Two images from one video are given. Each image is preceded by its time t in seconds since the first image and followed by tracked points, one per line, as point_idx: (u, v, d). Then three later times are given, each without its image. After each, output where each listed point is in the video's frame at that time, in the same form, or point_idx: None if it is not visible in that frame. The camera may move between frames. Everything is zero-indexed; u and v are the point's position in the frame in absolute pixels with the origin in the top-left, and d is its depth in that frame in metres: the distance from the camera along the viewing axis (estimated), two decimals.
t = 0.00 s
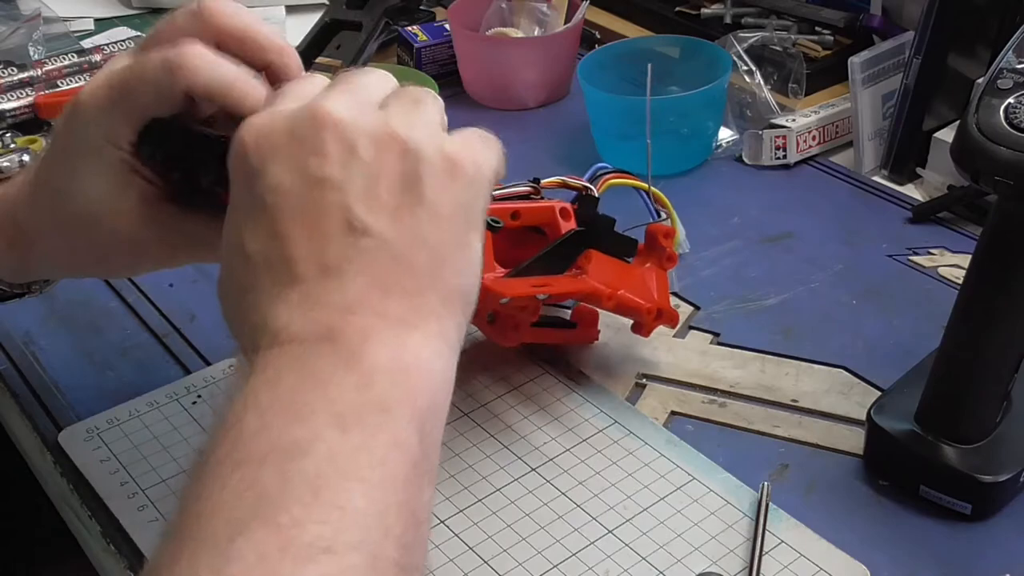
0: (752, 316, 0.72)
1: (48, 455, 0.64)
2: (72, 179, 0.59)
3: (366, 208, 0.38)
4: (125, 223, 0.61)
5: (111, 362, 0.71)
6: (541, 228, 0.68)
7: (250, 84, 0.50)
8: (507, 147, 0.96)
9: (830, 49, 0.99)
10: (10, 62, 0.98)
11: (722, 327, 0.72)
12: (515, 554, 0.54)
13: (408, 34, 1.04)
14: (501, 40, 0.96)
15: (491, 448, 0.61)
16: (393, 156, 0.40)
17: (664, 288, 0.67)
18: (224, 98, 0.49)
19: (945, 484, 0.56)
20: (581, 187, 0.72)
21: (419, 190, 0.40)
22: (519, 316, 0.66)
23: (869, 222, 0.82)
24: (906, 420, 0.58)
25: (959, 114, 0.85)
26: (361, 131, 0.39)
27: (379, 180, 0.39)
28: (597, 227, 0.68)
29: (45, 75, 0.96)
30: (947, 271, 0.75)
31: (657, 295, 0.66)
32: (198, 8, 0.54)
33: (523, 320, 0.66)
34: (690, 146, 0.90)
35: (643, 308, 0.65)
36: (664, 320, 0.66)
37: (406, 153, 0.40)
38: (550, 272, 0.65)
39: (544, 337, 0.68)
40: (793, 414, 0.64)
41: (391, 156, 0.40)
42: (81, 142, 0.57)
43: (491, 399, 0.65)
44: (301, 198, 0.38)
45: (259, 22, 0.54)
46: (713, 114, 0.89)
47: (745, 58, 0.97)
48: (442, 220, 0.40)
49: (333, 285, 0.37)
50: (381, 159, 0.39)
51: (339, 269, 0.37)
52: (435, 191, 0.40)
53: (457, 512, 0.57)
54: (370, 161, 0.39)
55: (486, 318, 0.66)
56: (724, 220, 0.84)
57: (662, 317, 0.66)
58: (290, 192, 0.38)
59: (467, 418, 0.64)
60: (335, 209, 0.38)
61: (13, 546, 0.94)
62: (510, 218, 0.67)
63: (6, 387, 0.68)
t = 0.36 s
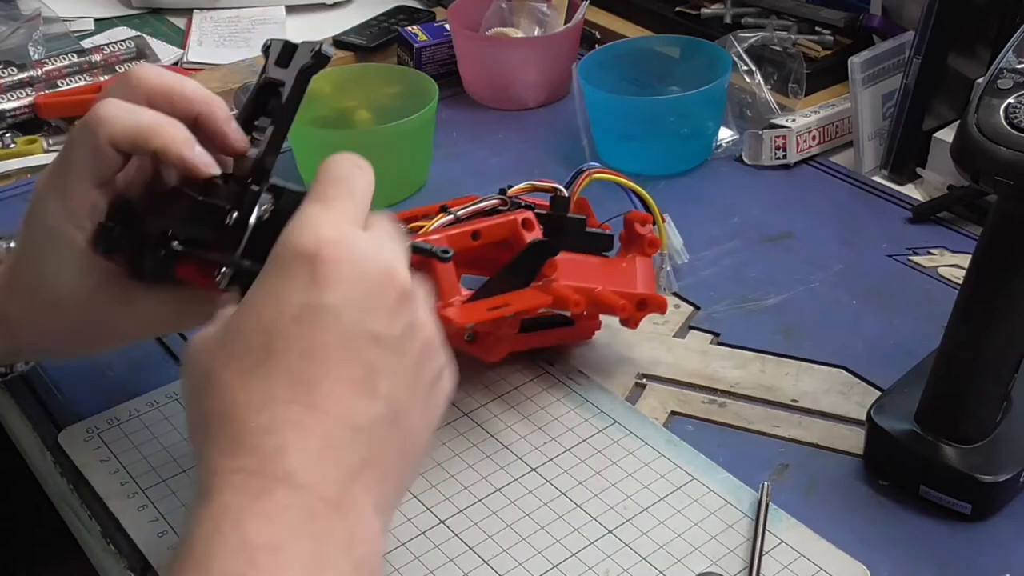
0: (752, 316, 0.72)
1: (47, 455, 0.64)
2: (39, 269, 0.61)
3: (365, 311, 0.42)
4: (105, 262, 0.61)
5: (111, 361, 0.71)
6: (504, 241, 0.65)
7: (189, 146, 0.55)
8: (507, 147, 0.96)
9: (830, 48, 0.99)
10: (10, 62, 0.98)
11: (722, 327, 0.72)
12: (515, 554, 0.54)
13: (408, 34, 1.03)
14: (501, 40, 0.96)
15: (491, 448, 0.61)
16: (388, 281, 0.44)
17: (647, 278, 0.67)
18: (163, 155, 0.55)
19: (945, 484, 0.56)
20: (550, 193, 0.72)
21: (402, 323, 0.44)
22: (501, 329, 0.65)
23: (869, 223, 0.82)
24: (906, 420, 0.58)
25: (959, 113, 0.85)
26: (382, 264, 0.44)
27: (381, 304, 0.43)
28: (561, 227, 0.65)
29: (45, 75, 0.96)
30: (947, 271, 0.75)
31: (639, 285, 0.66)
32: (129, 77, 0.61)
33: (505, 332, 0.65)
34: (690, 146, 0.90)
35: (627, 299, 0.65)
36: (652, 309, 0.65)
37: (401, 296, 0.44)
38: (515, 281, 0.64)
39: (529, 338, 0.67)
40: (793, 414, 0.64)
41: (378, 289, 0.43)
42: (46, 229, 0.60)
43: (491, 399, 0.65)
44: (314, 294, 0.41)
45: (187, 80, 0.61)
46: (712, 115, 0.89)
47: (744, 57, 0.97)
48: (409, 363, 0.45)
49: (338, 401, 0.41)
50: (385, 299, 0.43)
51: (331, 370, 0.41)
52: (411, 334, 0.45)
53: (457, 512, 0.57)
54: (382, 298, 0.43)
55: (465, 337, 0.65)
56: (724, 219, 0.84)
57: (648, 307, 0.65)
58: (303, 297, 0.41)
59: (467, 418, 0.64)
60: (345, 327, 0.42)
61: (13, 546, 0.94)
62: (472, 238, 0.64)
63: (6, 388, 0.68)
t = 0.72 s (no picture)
0: (752, 316, 0.72)
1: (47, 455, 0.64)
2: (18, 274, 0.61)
3: (300, 358, 0.44)
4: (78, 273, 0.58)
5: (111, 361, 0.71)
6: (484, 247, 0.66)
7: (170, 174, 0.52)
8: (507, 147, 0.96)
9: (831, 48, 0.98)
10: (10, 62, 0.98)
11: (722, 327, 0.71)
12: (514, 554, 0.54)
13: (408, 34, 1.03)
14: (501, 40, 0.96)
15: (491, 448, 0.61)
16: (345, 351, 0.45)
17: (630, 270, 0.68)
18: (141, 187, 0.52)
19: (945, 484, 0.56)
20: (530, 189, 0.73)
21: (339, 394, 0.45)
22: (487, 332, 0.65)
23: (869, 222, 0.82)
24: (906, 420, 0.58)
25: (959, 114, 0.85)
26: (350, 331, 0.45)
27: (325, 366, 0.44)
28: (540, 228, 0.67)
29: (45, 75, 0.96)
30: (947, 271, 0.75)
31: (622, 279, 0.67)
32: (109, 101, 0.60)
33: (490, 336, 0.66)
34: (690, 146, 0.90)
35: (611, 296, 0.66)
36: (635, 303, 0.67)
37: (351, 370, 0.45)
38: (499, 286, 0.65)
39: (512, 338, 0.67)
40: (793, 414, 0.64)
41: (326, 343, 0.44)
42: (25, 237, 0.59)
43: (492, 399, 0.65)
44: (260, 323, 0.43)
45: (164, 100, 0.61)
46: (712, 115, 0.89)
47: (744, 57, 0.97)
48: (327, 429, 0.45)
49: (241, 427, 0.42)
50: (330, 363, 0.44)
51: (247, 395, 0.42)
52: (342, 409, 0.45)
53: (457, 512, 0.57)
54: (320, 356, 0.44)
55: (450, 344, 0.65)
56: (723, 219, 0.84)
57: (632, 301, 0.67)
58: (250, 325, 0.43)
59: (467, 418, 0.64)
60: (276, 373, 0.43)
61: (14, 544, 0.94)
62: (450, 249, 0.64)
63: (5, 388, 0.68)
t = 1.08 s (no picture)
0: (752, 316, 0.72)
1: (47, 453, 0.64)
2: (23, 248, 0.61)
3: (253, 353, 0.44)
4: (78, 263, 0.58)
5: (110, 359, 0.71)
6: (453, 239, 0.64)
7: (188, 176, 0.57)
8: (507, 148, 0.96)
9: (831, 48, 0.98)
10: (10, 62, 0.98)
11: (722, 327, 0.71)
12: (515, 554, 0.54)
13: (408, 34, 1.03)
14: (501, 40, 0.96)
15: (491, 448, 0.61)
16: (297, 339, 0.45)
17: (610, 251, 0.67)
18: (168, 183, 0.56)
19: (945, 484, 0.56)
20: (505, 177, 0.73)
21: (297, 382, 0.45)
22: (460, 322, 0.66)
23: (869, 222, 0.82)
24: (906, 420, 0.58)
25: (959, 113, 0.85)
26: (300, 320, 0.45)
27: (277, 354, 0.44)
28: (508, 215, 0.68)
29: (45, 75, 0.96)
30: (947, 271, 0.75)
31: (600, 260, 0.66)
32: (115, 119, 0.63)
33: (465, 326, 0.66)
34: (690, 146, 0.90)
35: (588, 277, 0.66)
36: (614, 282, 0.66)
37: (304, 359, 0.45)
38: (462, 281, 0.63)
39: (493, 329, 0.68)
40: (793, 414, 0.64)
41: (273, 336, 0.44)
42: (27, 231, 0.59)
43: (492, 399, 0.65)
44: (215, 326, 0.44)
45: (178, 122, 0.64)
46: (712, 115, 0.89)
47: (744, 57, 0.97)
48: (294, 419, 0.45)
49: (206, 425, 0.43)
50: (284, 353, 0.44)
51: (209, 398, 0.43)
52: (305, 396, 0.45)
53: (457, 512, 0.57)
54: (272, 346, 0.44)
55: (427, 337, 0.67)
56: (723, 219, 0.84)
57: (612, 280, 0.66)
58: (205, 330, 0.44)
59: (467, 418, 0.64)
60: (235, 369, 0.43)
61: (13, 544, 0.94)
62: (416, 243, 0.63)
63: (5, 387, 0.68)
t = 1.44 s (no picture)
0: (752, 316, 0.72)
1: (47, 454, 0.64)
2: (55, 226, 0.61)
3: (305, 343, 0.46)
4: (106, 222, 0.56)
5: (111, 359, 0.71)
6: (464, 220, 0.64)
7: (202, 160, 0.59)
8: (507, 147, 0.96)
9: (831, 48, 0.99)
10: (9, 62, 0.98)
11: (722, 327, 0.71)
12: (515, 554, 0.54)
13: (408, 34, 1.03)
14: (501, 40, 0.96)
15: (491, 448, 0.61)
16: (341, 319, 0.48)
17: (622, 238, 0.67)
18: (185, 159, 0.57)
19: (945, 484, 0.56)
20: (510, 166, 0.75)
21: (340, 366, 0.48)
22: (471, 302, 0.67)
23: (870, 222, 0.82)
24: (906, 420, 0.58)
25: (959, 113, 0.85)
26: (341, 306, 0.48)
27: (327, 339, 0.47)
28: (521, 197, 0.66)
29: (45, 75, 0.96)
30: (947, 270, 0.75)
31: (610, 243, 0.67)
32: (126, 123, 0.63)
33: (478, 310, 0.67)
34: (690, 146, 0.90)
35: (599, 260, 0.66)
36: (624, 265, 0.66)
37: (348, 348, 0.48)
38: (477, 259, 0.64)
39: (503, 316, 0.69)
40: (793, 414, 0.64)
41: (324, 327, 0.47)
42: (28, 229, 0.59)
43: (492, 399, 0.65)
44: (266, 314, 0.46)
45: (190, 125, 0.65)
46: (712, 115, 0.89)
47: (744, 57, 0.97)
48: (333, 404, 0.48)
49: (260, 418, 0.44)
50: (328, 341, 0.47)
51: (263, 391, 0.45)
52: (343, 378, 0.48)
53: (457, 512, 0.57)
54: (321, 337, 0.47)
55: (439, 319, 0.68)
56: (724, 219, 0.84)
57: (623, 265, 0.66)
58: (252, 316, 0.45)
59: (467, 418, 0.64)
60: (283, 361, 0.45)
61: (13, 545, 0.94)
62: (428, 223, 0.64)
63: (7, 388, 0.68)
